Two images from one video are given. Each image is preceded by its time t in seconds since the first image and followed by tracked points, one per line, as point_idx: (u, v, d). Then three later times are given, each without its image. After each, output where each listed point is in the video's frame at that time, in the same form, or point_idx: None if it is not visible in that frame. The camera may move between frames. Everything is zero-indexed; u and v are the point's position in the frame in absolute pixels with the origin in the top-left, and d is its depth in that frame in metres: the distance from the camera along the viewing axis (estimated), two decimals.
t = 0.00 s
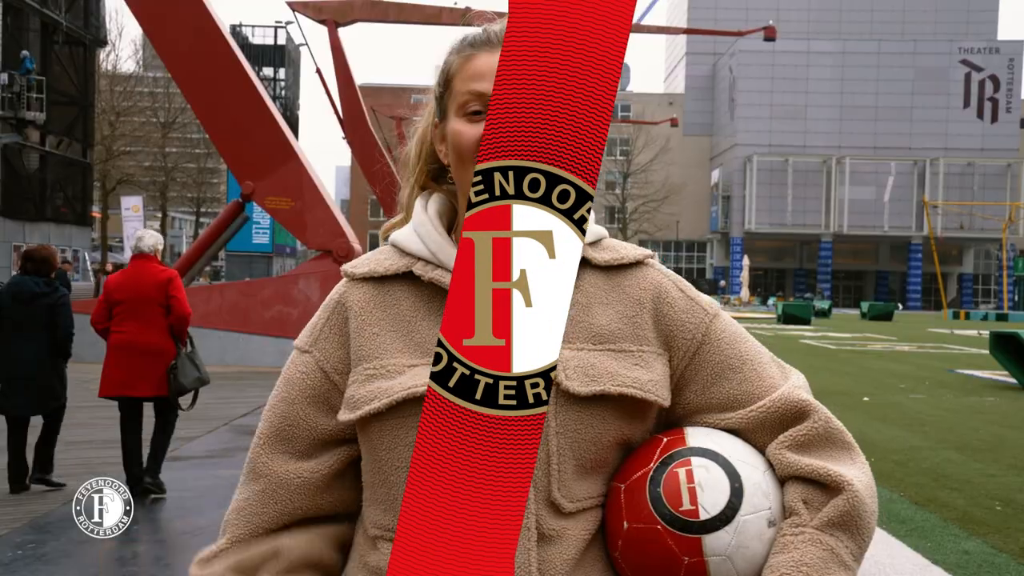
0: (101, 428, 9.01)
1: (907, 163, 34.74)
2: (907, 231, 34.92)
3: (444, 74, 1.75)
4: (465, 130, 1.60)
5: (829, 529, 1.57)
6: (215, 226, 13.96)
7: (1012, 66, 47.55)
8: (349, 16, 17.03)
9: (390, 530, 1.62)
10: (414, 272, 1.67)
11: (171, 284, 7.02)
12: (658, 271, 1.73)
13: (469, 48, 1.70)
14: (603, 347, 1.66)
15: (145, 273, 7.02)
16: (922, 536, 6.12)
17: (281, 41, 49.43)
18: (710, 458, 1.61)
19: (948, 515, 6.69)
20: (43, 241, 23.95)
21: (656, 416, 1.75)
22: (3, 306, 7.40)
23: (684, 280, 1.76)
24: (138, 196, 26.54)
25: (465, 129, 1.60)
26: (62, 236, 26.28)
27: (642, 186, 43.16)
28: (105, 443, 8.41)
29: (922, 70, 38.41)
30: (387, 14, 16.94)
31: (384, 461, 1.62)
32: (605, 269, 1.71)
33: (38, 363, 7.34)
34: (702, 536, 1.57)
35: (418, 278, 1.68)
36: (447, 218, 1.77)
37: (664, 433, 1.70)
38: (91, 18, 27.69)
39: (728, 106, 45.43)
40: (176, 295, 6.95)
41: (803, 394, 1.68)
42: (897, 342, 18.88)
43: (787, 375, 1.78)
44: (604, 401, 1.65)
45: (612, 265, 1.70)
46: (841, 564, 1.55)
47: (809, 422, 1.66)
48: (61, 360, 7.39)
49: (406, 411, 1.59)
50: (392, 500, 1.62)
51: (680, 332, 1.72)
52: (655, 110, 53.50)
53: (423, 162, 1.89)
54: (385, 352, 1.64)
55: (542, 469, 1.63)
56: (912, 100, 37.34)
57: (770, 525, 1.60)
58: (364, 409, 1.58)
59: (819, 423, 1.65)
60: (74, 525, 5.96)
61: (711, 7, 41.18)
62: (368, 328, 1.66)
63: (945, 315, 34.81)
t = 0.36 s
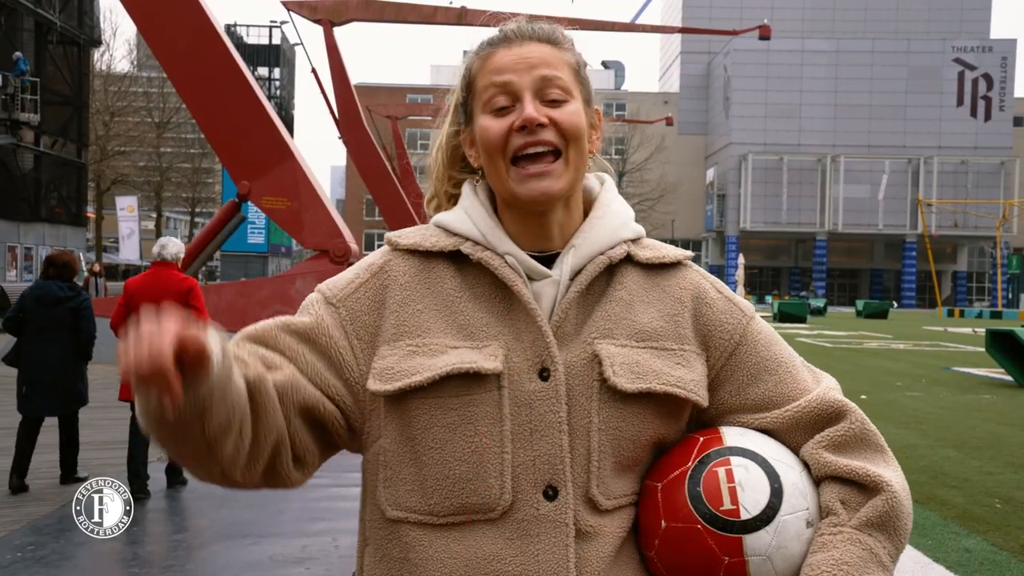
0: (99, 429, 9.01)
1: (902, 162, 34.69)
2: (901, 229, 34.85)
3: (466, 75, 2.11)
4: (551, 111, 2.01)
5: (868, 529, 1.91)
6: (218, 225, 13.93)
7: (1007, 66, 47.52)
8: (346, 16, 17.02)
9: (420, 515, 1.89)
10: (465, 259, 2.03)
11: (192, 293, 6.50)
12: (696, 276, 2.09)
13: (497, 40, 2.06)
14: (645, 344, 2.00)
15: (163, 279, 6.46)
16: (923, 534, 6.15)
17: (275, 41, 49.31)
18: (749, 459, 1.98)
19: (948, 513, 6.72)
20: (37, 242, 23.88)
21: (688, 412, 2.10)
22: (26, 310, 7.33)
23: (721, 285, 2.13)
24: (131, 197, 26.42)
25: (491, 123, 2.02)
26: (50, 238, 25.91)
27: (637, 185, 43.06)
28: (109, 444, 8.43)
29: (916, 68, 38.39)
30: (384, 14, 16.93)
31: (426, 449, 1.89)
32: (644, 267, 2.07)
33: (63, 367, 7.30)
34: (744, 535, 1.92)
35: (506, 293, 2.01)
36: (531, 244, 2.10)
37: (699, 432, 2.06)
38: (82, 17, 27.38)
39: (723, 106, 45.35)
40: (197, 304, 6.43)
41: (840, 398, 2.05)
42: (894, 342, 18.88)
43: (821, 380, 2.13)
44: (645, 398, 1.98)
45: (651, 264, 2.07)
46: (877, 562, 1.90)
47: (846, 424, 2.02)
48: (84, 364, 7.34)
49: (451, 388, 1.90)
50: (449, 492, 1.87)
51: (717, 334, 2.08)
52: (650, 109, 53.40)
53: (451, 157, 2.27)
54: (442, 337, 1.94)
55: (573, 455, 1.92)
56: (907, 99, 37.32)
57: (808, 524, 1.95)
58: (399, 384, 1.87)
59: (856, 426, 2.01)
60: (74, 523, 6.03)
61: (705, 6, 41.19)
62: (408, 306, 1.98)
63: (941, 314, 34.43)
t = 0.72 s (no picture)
0: (88, 434, 8.95)
1: (890, 165, 34.98)
2: (890, 231, 35.15)
3: (496, 65, 1.99)
4: (580, 113, 1.88)
5: (898, 548, 1.82)
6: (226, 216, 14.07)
7: (993, 69, 47.89)
8: (335, 18, 16.99)
9: (446, 552, 1.84)
10: (467, 282, 1.89)
11: (200, 293, 7.37)
12: (711, 281, 1.98)
13: (531, 34, 1.95)
14: (662, 360, 1.90)
15: (176, 280, 7.37)
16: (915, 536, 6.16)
17: (265, 43, 49.41)
18: (783, 476, 1.85)
19: (941, 515, 6.73)
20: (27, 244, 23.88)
21: (703, 426, 2.00)
22: (40, 310, 7.47)
23: (735, 286, 2.02)
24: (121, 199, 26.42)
25: (517, 115, 1.90)
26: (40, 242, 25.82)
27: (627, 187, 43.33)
28: (102, 448, 8.38)
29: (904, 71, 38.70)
30: (374, 16, 16.92)
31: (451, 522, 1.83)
32: (656, 274, 1.96)
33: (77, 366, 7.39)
34: (779, 557, 1.82)
35: (516, 317, 1.88)
36: (543, 254, 1.99)
37: (721, 442, 1.96)
38: (72, 19, 27.33)
39: (712, 108, 45.62)
40: (204, 304, 7.31)
41: (862, 406, 1.93)
42: (883, 343, 18.95)
43: (841, 383, 2.02)
44: (661, 419, 1.89)
45: (664, 270, 1.96)
46: None
47: (871, 433, 1.91)
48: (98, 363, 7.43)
49: (462, 437, 1.81)
50: (476, 532, 1.82)
51: (737, 340, 1.97)
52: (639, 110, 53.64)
53: (470, 153, 2.20)
54: (450, 373, 1.84)
55: (593, 484, 1.84)
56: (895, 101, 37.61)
57: (838, 543, 1.84)
58: (424, 434, 1.79)
59: (881, 433, 1.91)
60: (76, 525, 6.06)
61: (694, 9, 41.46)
62: (413, 346, 1.86)
63: (930, 315, 34.64)
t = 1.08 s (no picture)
0: (69, 441, 8.86)
1: (871, 170, 35.23)
2: (871, 237, 35.39)
3: (496, 79, 1.95)
4: (577, 133, 1.85)
5: (887, 569, 1.78)
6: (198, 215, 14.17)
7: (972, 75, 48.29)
8: (318, 24, 16.97)
9: (439, 558, 1.82)
10: (464, 292, 1.88)
11: (193, 302, 7.47)
12: (713, 290, 1.93)
13: (529, 46, 1.90)
14: (658, 370, 1.86)
15: (168, 290, 7.47)
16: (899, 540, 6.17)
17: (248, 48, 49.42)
18: (765, 490, 1.81)
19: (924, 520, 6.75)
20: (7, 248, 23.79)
21: (701, 435, 1.95)
22: (32, 320, 7.58)
23: (737, 294, 1.96)
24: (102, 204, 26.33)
25: (514, 134, 1.87)
26: (21, 246, 25.67)
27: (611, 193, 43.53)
28: (84, 454, 8.32)
29: (885, 77, 38.99)
30: (357, 21, 16.91)
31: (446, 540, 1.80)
32: (658, 284, 1.92)
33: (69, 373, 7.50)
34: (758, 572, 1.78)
35: (512, 326, 1.86)
36: (543, 267, 1.97)
37: (717, 453, 1.91)
38: (53, 24, 27.23)
39: (695, 115, 45.87)
40: (198, 312, 7.42)
41: (862, 425, 1.87)
42: (865, 348, 19.04)
43: (847, 399, 1.96)
44: (658, 429, 1.85)
45: (665, 280, 1.92)
46: None
47: (869, 451, 1.86)
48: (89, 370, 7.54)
49: (461, 437, 1.80)
50: (470, 537, 1.80)
51: (735, 352, 1.92)
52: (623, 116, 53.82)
53: (471, 162, 2.17)
54: (446, 381, 1.82)
55: (588, 491, 1.82)
56: (876, 108, 37.89)
57: (826, 560, 1.80)
58: (417, 439, 1.77)
59: (878, 452, 1.86)
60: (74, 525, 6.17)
61: (677, 15, 41.70)
62: (413, 351, 1.85)
63: (911, 321, 34.80)
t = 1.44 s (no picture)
0: (42, 438, 8.77)
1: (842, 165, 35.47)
2: (842, 232, 35.63)
3: (477, 80, 1.94)
4: (562, 129, 1.84)
5: (868, 508, 1.78)
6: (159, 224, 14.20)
7: (941, 71, 48.74)
8: (289, 18, 16.93)
9: (419, 542, 1.80)
10: (445, 279, 1.88)
11: (175, 292, 7.84)
12: (698, 281, 1.91)
13: (513, 44, 1.89)
14: (641, 359, 1.84)
15: (150, 282, 7.82)
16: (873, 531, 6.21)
17: (219, 42, 49.11)
18: (747, 458, 1.80)
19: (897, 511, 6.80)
20: None
21: (685, 422, 1.93)
22: (18, 312, 7.82)
23: (721, 286, 1.95)
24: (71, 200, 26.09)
25: (498, 134, 1.86)
26: None
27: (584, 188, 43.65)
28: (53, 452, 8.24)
29: (855, 72, 39.24)
30: (329, 15, 16.86)
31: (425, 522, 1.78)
32: (641, 274, 1.90)
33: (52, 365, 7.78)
34: (745, 537, 1.75)
35: (491, 312, 1.85)
36: (528, 254, 1.95)
37: (694, 435, 1.89)
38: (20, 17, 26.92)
39: (668, 110, 46.03)
40: (180, 302, 7.79)
41: (849, 409, 1.87)
42: (837, 342, 19.16)
43: (826, 386, 1.94)
44: (640, 417, 1.84)
45: (649, 270, 1.90)
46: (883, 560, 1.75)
47: (854, 424, 1.86)
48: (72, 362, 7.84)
49: (439, 423, 1.79)
50: (451, 521, 1.78)
51: (721, 340, 1.91)
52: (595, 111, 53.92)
53: (456, 161, 2.12)
54: (427, 364, 1.81)
55: (567, 477, 1.80)
56: (847, 104, 38.15)
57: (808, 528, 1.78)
58: (397, 419, 1.76)
59: (861, 424, 1.86)
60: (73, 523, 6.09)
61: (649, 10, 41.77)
62: (394, 336, 1.84)
63: (882, 314, 35.07)
